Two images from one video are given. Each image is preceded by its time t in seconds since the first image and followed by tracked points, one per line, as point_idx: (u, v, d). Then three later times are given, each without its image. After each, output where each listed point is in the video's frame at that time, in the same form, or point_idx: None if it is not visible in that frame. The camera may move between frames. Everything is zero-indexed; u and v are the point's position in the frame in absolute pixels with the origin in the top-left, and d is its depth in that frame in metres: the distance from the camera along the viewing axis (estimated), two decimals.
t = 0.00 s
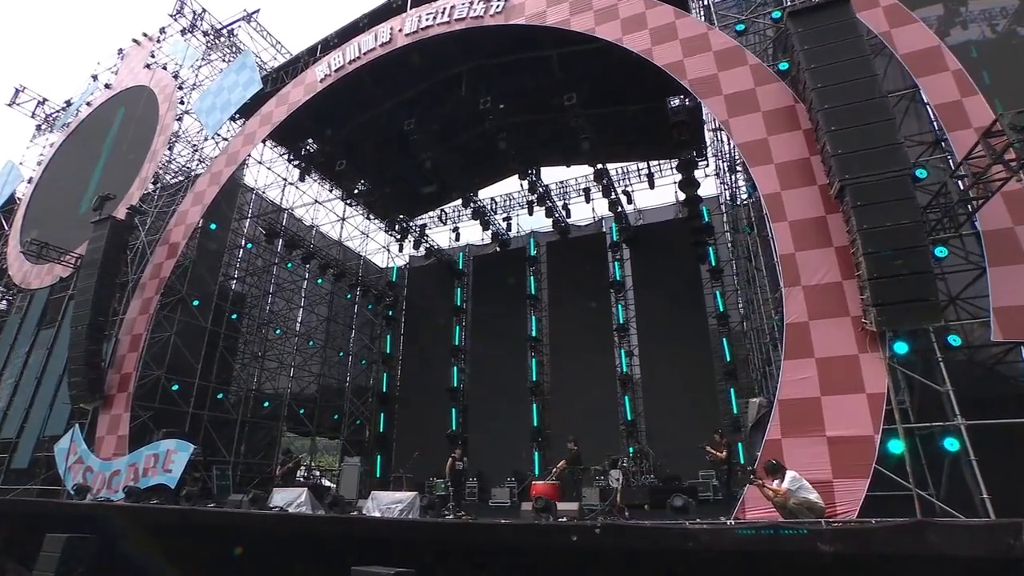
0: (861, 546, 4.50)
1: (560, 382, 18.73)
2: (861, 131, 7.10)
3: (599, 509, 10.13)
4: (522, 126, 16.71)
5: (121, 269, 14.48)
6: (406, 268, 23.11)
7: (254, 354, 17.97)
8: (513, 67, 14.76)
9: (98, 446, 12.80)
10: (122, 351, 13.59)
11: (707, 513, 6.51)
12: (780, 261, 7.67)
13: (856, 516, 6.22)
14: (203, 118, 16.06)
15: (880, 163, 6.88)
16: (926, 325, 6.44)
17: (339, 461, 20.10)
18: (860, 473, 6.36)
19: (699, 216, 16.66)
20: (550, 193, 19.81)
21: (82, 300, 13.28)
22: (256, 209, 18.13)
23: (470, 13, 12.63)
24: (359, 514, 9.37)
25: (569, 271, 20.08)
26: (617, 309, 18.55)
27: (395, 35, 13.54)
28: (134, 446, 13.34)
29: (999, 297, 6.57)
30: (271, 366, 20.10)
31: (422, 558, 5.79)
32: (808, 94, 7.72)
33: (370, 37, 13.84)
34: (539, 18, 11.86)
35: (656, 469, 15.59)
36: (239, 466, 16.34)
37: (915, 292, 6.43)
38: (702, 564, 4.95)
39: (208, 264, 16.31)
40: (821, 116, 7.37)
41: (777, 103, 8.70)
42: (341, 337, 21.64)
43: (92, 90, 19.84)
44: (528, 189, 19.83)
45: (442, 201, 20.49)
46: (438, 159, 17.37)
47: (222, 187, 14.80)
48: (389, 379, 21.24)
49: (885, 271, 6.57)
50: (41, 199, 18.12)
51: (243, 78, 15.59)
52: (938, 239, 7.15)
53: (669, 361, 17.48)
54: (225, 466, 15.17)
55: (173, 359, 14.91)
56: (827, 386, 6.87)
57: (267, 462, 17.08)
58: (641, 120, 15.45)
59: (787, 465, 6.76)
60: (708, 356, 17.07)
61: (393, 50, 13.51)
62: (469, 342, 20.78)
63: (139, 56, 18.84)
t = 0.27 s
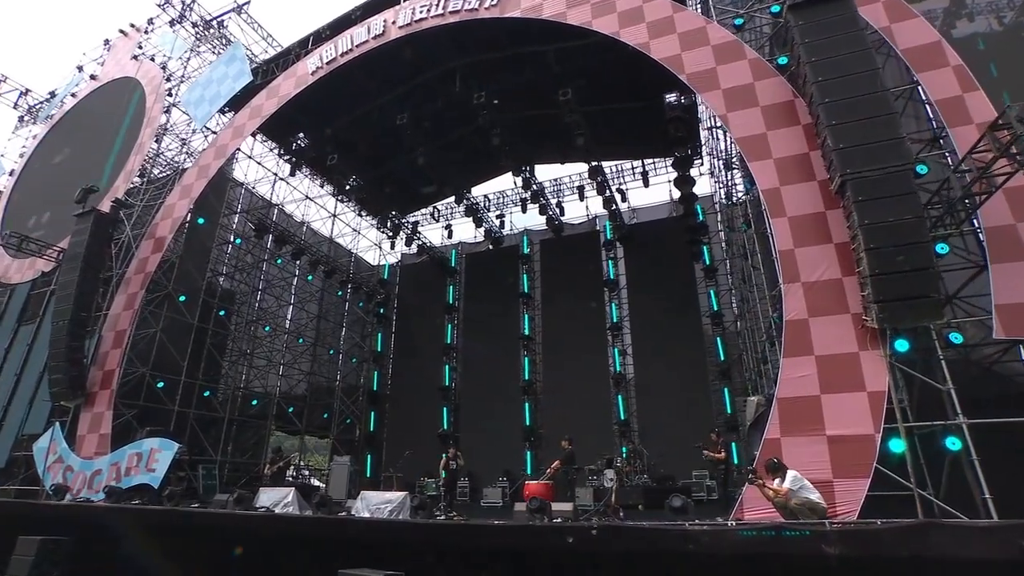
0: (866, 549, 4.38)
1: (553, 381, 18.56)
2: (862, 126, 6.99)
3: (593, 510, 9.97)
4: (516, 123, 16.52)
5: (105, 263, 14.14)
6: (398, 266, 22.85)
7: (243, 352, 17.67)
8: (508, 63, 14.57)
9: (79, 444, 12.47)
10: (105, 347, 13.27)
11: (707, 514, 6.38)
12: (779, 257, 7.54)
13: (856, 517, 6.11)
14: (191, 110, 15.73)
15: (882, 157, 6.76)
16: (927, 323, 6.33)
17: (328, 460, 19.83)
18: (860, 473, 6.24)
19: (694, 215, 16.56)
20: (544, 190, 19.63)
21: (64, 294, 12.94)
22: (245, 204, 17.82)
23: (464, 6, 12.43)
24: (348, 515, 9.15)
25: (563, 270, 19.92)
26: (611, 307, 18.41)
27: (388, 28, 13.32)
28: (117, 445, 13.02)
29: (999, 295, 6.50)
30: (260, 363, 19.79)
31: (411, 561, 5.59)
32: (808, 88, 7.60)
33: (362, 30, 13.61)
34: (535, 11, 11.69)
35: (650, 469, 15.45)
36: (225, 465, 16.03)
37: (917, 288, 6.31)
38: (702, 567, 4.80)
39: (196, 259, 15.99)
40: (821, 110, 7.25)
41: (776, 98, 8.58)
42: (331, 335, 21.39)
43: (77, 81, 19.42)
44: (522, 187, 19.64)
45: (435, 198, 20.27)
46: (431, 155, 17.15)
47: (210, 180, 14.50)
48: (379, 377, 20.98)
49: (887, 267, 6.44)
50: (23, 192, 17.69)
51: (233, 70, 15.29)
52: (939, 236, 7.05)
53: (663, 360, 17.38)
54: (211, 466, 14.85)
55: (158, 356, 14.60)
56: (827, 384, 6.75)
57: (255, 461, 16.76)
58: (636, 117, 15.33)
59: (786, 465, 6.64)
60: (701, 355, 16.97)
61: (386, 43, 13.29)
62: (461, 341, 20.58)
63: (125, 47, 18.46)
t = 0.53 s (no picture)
0: (872, 551, 4.25)
1: (545, 380, 18.40)
2: (863, 120, 6.87)
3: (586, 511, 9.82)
4: (510, 119, 16.34)
5: (89, 258, 13.81)
6: (389, 264, 22.60)
7: (231, 349, 17.41)
8: (502, 57, 14.39)
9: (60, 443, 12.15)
10: (87, 344, 12.95)
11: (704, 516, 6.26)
12: (778, 253, 7.42)
13: (857, 518, 6.00)
14: (178, 102, 15.41)
15: (884, 152, 6.66)
16: (929, 320, 6.22)
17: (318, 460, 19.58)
18: (861, 473, 6.13)
19: (688, 213, 16.46)
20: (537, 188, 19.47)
21: (45, 289, 12.60)
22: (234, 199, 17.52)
23: None
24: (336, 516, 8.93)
25: (557, 268, 19.75)
26: (605, 306, 18.30)
27: (381, 20, 13.09)
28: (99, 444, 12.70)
29: (1001, 292, 6.42)
30: (248, 361, 19.48)
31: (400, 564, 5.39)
32: (809, 82, 7.48)
33: (355, 22, 13.37)
34: (531, 4, 11.51)
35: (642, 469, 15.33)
36: (212, 465, 15.73)
37: (919, 284, 6.20)
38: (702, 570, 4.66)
39: (183, 255, 15.68)
40: (822, 104, 7.14)
41: (774, 93, 8.46)
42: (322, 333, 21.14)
43: (61, 72, 19.00)
44: (515, 184, 19.46)
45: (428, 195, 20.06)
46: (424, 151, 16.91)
47: (197, 173, 14.19)
48: (370, 375, 20.87)
49: (888, 263, 6.34)
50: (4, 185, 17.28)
51: (222, 62, 14.99)
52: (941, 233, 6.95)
53: (656, 360, 17.26)
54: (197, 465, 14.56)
55: (143, 353, 14.27)
56: (825, 382, 6.64)
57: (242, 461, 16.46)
58: (632, 113, 15.19)
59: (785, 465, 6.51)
60: (695, 355, 16.87)
61: (379, 35, 13.05)
62: (453, 340, 20.37)
63: (112, 38, 18.08)
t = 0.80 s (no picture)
0: (878, 554, 4.12)
1: (537, 379, 18.22)
2: (865, 113, 6.74)
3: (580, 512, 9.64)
4: (504, 115, 16.14)
5: (70, 251, 13.45)
6: (380, 261, 22.33)
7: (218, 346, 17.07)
8: (496, 51, 14.19)
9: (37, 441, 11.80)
10: (68, 340, 12.60)
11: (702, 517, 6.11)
12: (778, 248, 7.28)
13: (858, 519, 5.87)
14: (164, 93, 15.07)
15: (886, 145, 6.53)
16: (932, 317, 6.09)
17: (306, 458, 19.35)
18: (861, 472, 6.01)
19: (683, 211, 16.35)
20: (530, 185, 19.27)
21: (24, 283, 12.23)
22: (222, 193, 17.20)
23: None
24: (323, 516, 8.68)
25: (550, 266, 19.58)
26: (598, 304, 18.17)
27: (374, 11, 12.84)
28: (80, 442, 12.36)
29: (1004, 289, 6.31)
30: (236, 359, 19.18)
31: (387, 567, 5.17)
32: (809, 75, 7.35)
33: (347, 13, 13.12)
34: None
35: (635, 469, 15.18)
36: (197, 464, 15.39)
37: (922, 280, 6.08)
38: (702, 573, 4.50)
39: (169, 249, 15.35)
40: (823, 97, 7.00)
41: (773, 87, 8.33)
42: (311, 330, 20.90)
43: (43, 62, 18.56)
44: (509, 181, 19.26)
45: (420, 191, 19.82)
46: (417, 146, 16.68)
47: (184, 166, 13.84)
48: (361, 374, 20.46)
49: (890, 258, 6.20)
50: None
51: (210, 53, 14.67)
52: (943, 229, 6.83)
53: (650, 359, 17.14)
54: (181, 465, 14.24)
55: (126, 349, 13.93)
56: (826, 380, 6.50)
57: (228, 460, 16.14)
58: (627, 110, 15.04)
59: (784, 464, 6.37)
60: (689, 354, 16.76)
61: (371, 27, 12.81)
62: (445, 338, 20.15)
63: (96, 28, 17.68)
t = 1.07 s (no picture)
0: (885, 558, 4.08)
1: (530, 378, 18.06)
2: (867, 106, 6.62)
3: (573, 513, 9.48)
4: (498, 110, 15.95)
5: (52, 244, 13.09)
6: (371, 258, 22.08)
7: (205, 343, 16.76)
8: (491, 46, 13.98)
9: (14, 441, 11.45)
10: (49, 336, 12.27)
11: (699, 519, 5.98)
12: (777, 244, 7.14)
13: (858, 520, 5.76)
14: (151, 84, 14.72)
15: (888, 139, 6.41)
16: (935, 315, 5.97)
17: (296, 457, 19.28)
18: (863, 472, 5.89)
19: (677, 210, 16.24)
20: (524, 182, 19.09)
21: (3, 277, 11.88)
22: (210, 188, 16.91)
23: None
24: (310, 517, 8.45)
25: (543, 265, 19.42)
26: (591, 303, 18.04)
27: (367, 3, 12.59)
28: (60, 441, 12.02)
29: (1006, 285, 6.21)
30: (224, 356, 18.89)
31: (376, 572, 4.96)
32: (810, 67, 7.22)
33: (339, 4, 12.85)
34: None
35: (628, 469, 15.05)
36: (182, 464, 15.07)
37: (924, 276, 5.96)
38: None
39: (154, 244, 15.01)
40: (824, 90, 6.87)
41: (772, 81, 8.20)
42: (302, 328, 20.74)
43: (26, 51, 18.12)
44: (502, 178, 19.08)
45: (412, 188, 19.61)
46: (409, 141, 16.45)
47: (170, 158, 13.48)
48: (350, 372, 20.28)
49: (893, 254, 6.08)
50: None
51: (199, 43, 14.35)
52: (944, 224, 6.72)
53: (642, 358, 17.04)
54: (166, 464, 13.94)
55: (109, 346, 13.58)
56: (826, 378, 6.37)
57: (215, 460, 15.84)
58: (622, 106, 14.90)
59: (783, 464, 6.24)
60: (682, 354, 16.66)
61: (364, 19, 12.56)
62: (436, 336, 19.95)
63: (81, 17, 17.27)
